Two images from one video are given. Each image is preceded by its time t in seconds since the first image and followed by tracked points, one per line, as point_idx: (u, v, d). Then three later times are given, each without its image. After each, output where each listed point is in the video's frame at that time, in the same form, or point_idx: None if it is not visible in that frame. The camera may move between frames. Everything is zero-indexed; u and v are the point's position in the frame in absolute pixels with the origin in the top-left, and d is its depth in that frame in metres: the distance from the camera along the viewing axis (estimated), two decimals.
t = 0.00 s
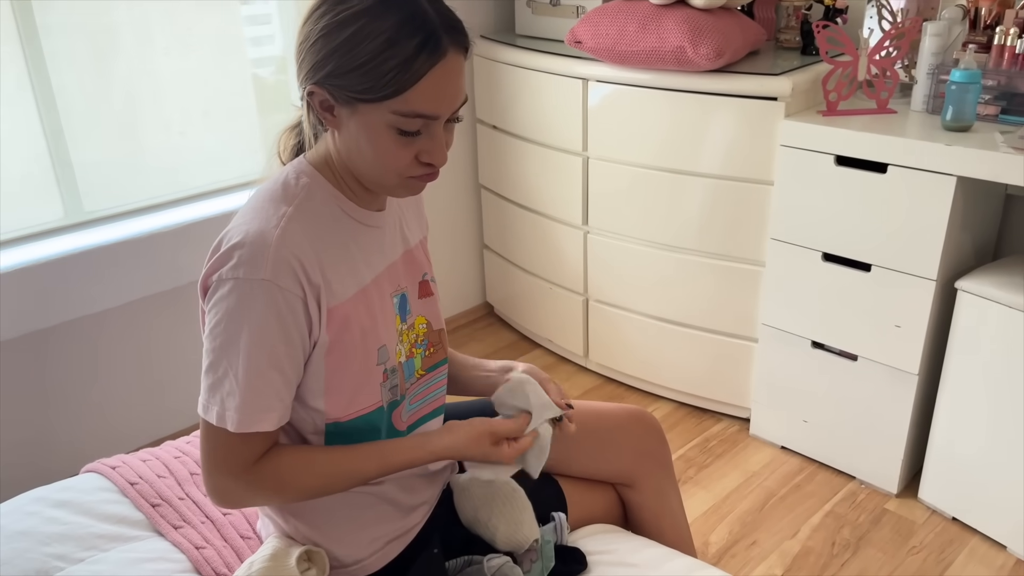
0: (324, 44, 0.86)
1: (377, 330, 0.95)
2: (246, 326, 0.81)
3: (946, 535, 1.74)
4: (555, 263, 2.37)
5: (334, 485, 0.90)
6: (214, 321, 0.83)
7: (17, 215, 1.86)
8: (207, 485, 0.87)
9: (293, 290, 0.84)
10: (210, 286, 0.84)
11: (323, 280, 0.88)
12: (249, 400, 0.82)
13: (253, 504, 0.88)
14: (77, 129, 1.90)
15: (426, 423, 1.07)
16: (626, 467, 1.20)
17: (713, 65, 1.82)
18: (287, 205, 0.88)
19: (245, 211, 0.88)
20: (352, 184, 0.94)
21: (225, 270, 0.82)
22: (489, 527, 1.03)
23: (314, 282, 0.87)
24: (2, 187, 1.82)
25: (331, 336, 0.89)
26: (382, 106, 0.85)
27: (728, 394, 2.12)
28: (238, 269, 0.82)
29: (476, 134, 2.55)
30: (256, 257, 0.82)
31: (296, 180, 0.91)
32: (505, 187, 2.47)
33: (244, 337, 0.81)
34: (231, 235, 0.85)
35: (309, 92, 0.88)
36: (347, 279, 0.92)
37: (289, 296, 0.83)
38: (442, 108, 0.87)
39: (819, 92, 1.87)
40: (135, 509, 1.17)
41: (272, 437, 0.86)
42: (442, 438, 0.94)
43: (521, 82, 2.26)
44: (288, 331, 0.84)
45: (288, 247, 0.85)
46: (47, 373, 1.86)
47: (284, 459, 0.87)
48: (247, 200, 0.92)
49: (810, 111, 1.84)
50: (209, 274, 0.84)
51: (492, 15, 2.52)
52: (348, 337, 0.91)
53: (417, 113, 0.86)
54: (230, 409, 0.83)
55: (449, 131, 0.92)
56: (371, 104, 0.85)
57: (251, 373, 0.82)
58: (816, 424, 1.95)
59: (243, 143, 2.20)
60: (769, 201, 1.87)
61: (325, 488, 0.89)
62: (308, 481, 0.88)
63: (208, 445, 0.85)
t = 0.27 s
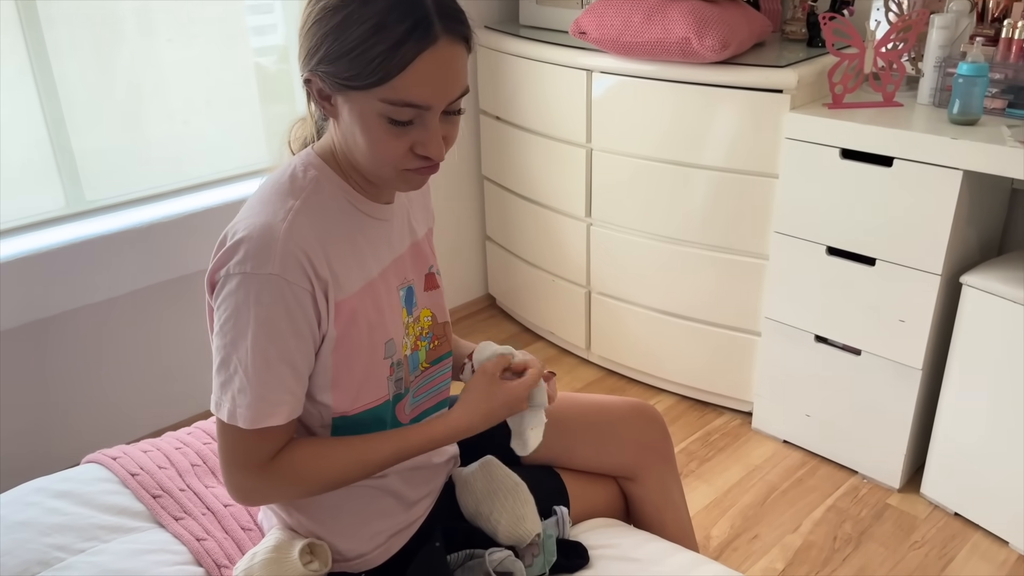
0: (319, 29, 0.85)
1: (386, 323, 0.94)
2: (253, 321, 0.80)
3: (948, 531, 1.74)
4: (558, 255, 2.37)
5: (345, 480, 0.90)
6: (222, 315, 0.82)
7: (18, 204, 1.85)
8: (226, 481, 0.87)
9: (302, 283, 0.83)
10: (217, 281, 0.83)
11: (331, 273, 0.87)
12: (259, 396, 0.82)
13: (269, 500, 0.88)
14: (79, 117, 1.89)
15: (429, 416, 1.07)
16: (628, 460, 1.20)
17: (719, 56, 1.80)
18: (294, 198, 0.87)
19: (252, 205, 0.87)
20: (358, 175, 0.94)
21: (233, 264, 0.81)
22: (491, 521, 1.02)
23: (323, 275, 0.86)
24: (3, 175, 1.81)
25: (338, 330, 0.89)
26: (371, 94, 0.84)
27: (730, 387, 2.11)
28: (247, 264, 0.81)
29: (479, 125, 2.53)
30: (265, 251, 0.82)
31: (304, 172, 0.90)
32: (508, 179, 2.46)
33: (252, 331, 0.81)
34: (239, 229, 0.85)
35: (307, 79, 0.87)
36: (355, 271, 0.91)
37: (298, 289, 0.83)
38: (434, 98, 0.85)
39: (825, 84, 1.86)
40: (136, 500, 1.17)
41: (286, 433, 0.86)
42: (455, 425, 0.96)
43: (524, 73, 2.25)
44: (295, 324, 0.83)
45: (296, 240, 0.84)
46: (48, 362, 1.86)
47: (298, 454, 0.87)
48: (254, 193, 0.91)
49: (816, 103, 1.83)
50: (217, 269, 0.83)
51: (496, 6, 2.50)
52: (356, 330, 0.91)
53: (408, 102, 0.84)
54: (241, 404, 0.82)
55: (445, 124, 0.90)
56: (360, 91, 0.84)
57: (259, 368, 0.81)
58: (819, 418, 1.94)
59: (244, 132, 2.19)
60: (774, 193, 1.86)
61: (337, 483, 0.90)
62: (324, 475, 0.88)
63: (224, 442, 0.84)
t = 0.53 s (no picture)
0: (328, 29, 0.85)
1: (391, 316, 0.94)
2: (259, 317, 0.80)
3: (949, 525, 1.74)
4: (561, 247, 2.36)
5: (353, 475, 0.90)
6: (227, 312, 0.82)
7: (21, 193, 1.85)
8: (246, 472, 0.88)
9: (308, 279, 0.83)
10: (222, 276, 0.83)
11: (337, 268, 0.87)
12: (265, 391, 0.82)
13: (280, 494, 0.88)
14: (81, 105, 1.88)
15: (433, 408, 1.07)
16: (630, 453, 1.20)
17: (723, 49, 1.80)
18: (298, 193, 0.87)
19: (254, 200, 0.87)
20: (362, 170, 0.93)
21: (238, 260, 0.81)
22: (493, 514, 1.02)
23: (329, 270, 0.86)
24: (5, 164, 1.81)
25: (344, 326, 0.89)
26: (372, 99, 0.83)
27: (732, 381, 2.12)
28: (252, 260, 0.81)
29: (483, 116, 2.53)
30: (270, 247, 0.82)
31: (308, 166, 0.90)
32: (510, 170, 2.46)
33: (258, 328, 0.81)
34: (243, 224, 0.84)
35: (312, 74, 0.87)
36: (360, 265, 0.91)
37: (303, 285, 0.83)
38: (434, 112, 0.84)
39: (830, 78, 1.85)
40: (139, 490, 1.17)
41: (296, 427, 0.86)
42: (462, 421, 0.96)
43: (528, 65, 2.24)
44: (301, 321, 0.83)
45: (301, 236, 0.84)
46: (51, 352, 1.86)
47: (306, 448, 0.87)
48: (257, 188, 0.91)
49: (821, 96, 1.82)
50: (221, 264, 0.83)
51: None
52: (360, 325, 0.91)
53: (407, 113, 0.83)
54: (248, 400, 0.82)
55: (449, 135, 0.89)
56: (363, 95, 0.83)
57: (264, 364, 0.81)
58: (821, 411, 1.94)
59: (247, 122, 2.19)
60: (777, 187, 1.86)
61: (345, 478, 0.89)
62: (333, 469, 0.88)
63: (237, 435, 0.85)
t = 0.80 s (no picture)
0: None
1: (396, 290, 0.95)
2: (262, 290, 0.81)
3: (947, 500, 1.76)
4: (562, 225, 2.36)
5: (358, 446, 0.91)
6: (232, 283, 0.82)
7: (21, 169, 1.84)
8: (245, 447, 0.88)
9: (311, 251, 0.83)
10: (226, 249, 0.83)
11: (341, 241, 0.87)
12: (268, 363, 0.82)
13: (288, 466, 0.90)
14: (81, 82, 1.87)
15: (438, 384, 1.06)
16: (632, 427, 1.21)
17: (727, 24, 1.78)
18: (303, 165, 0.87)
19: (259, 173, 0.87)
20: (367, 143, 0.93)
21: (242, 232, 0.82)
22: (497, 485, 1.03)
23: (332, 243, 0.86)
24: (6, 140, 1.80)
25: (347, 299, 0.89)
26: (371, 70, 0.83)
27: (733, 358, 2.12)
28: (256, 232, 0.81)
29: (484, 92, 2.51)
30: (275, 220, 0.82)
31: (312, 140, 0.90)
32: (512, 147, 2.45)
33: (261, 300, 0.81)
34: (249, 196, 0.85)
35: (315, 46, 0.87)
36: (365, 240, 0.91)
37: (306, 257, 0.83)
38: (434, 83, 0.83)
39: (834, 54, 1.84)
40: (145, 463, 1.18)
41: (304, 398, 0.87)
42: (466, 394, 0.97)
43: (530, 41, 2.22)
44: (304, 294, 0.83)
45: (305, 208, 0.84)
46: (53, 328, 1.87)
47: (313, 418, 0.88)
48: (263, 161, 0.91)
49: (824, 73, 1.81)
50: (226, 236, 0.84)
51: None
52: (365, 298, 0.91)
53: (406, 83, 0.83)
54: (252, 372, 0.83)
55: (450, 107, 0.88)
56: (361, 67, 0.83)
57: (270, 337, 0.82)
58: (821, 388, 1.95)
59: (247, 99, 2.18)
60: (780, 163, 1.86)
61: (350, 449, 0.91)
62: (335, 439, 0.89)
63: (238, 408, 0.85)
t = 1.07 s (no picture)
0: None
1: (399, 252, 0.94)
2: (261, 249, 0.80)
3: (945, 454, 1.77)
4: (562, 185, 2.35)
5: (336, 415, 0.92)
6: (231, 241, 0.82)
7: (18, 130, 1.83)
8: (218, 401, 0.87)
9: (311, 211, 0.83)
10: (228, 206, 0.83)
11: (343, 203, 0.87)
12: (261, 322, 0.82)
13: (262, 424, 0.90)
14: (75, 41, 1.85)
15: (436, 339, 1.07)
16: (632, 384, 1.21)
17: None
18: (306, 125, 0.86)
19: (263, 130, 0.87)
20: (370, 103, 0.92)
21: (244, 189, 0.81)
22: (499, 442, 1.04)
23: (333, 204, 0.85)
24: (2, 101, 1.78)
25: (349, 262, 0.89)
26: (381, 37, 0.81)
27: (733, 316, 2.13)
28: (259, 191, 0.81)
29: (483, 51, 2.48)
30: (278, 178, 0.81)
31: (317, 98, 0.89)
32: (512, 106, 2.43)
33: (260, 259, 0.80)
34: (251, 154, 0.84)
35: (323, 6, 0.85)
36: (369, 202, 0.91)
37: (307, 218, 0.82)
38: (444, 52, 0.82)
39: (837, 8, 1.81)
40: (150, 422, 1.19)
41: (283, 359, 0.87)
42: (448, 377, 0.97)
43: None
44: (303, 255, 0.83)
45: (307, 168, 0.83)
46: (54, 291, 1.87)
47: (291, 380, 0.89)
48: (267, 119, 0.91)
49: (827, 27, 1.79)
50: (229, 193, 0.83)
51: None
52: (368, 260, 0.91)
53: (416, 52, 0.82)
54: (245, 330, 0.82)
55: (457, 74, 0.87)
56: (370, 33, 0.81)
57: (265, 297, 0.81)
58: (821, 345, 1.96)
59: (242, 59, 2.15)
60: (782, 120, 1.84)
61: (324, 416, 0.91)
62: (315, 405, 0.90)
63: (222, 362, 0.85)
